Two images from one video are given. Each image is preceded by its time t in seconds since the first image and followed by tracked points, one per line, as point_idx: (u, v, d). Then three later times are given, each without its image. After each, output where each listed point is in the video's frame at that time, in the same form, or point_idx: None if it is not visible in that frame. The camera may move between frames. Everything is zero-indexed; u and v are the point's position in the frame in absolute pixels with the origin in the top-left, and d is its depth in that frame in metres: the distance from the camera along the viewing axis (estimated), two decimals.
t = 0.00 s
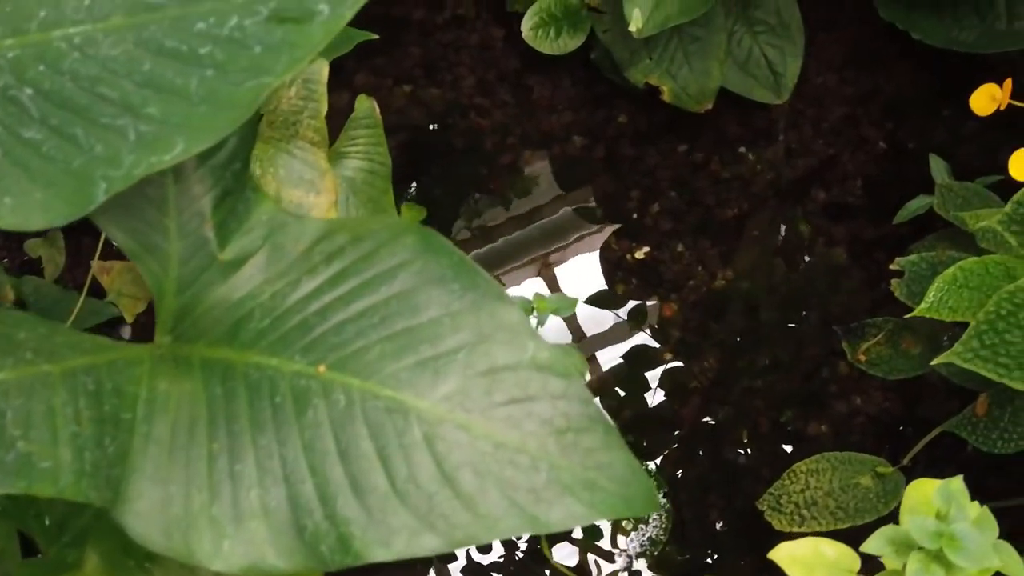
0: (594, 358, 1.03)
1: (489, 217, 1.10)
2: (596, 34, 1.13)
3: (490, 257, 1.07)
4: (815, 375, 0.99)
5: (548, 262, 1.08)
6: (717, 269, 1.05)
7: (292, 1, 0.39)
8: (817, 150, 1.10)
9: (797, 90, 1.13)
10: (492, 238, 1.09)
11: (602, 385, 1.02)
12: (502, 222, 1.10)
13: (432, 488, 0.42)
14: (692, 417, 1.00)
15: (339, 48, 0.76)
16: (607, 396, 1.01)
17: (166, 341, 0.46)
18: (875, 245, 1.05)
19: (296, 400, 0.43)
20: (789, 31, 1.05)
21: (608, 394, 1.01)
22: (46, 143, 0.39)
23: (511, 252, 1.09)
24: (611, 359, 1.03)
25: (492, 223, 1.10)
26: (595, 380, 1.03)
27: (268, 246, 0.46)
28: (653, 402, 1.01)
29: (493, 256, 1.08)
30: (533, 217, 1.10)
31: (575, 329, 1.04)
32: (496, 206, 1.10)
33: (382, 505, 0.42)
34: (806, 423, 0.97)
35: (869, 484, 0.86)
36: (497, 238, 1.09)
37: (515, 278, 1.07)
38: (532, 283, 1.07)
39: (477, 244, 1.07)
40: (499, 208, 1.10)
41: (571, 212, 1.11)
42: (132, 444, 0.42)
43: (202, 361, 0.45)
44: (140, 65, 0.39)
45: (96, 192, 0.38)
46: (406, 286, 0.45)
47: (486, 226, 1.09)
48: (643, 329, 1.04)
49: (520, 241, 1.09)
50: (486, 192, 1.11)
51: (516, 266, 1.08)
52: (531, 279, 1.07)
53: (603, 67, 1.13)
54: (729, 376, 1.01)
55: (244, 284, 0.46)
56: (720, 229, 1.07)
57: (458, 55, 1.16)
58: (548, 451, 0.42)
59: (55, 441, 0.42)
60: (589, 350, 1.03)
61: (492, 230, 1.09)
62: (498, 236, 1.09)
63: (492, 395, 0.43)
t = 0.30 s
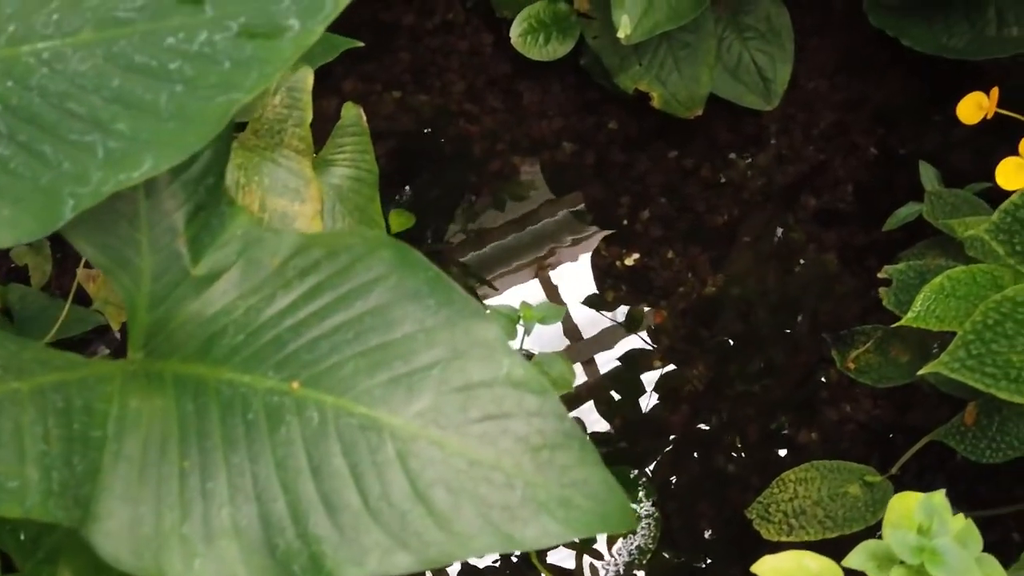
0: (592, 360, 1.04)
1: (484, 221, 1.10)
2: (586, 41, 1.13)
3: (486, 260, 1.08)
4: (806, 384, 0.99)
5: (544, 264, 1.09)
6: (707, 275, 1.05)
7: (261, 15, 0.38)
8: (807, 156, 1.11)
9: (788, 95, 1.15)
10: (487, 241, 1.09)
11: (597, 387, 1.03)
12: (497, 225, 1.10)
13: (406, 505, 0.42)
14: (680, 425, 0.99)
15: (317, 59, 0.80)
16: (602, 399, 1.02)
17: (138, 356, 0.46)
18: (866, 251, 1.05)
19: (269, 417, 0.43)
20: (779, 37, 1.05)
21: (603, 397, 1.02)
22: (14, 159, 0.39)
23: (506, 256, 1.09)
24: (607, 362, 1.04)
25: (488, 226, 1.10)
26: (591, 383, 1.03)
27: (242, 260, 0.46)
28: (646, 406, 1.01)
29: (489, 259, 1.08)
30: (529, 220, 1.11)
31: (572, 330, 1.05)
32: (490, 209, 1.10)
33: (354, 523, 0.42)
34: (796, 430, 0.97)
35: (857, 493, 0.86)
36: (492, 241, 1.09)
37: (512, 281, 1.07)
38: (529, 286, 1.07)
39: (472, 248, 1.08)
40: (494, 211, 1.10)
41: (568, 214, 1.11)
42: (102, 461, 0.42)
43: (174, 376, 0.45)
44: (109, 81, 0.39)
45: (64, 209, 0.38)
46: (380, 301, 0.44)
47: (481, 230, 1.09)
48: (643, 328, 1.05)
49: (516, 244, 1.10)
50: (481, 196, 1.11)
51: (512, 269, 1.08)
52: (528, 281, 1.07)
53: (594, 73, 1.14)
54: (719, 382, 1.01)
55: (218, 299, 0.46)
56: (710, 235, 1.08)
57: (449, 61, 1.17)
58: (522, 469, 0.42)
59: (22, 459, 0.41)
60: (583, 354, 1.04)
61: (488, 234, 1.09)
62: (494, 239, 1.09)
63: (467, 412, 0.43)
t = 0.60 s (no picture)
0: (588, 362, 1.03)
1: (478, 224, 1.09)
2: (574, 48, 1.13)
3: (481, 264, 1.07)
4: (795, 391, 0.99)
5: (543, 265, 1.08)
6: (697, 281, 1.05)
7: (229, 31, 0.38)
8: (797, 163, 1.11)
9: (778, 101, 1.15)
10: (483, 244, 1.09)
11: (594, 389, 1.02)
12: (492, 228, 1.10)
13: (379, 524, 0.41)
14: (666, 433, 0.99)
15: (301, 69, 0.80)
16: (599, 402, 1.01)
17: (111, 373, 0.45)
18: (856, 257, 1.05)
19: (241, 434, 0.43)
20: (768, 42, 1.04)
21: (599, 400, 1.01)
22: None
23: (501, 259, 1.09)
24: (603, 364, 1.03)
25: (482, 230, 1.09)
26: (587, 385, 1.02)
27: (215, 276, 0.45)
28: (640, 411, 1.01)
29: (484, 263, 1.08)
30: (523, 224, 1.10)
31: (568, 333, 1.05)
32: (484, 213, 1.10)
33: (327, 543, 0.41)
34: (787, 438, 0.96)
35: (845, 502, 0.86)
36: (486, 244, 1.09)
37: (508, 284, 1.07)
38: (526, 287, 1.07)
39: (466, 251, 1.08)
40: (489, 213, 1.10)
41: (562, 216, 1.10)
42: (72, 480, 0.42)
43: (147, 394, 0.45)
44: (77, 97, 0.39)
45: (29, 228, 0.37)
46: (354, 318, 0.44)
47: (476, 233, 1.09)
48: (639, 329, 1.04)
49: (511, 247, 1.09)
50: (474, 201, 1.11)
51: (508, 271, 1.08)
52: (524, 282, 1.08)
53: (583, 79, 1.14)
54: (708, 389, 1.00)
55: (192, 315, 0.45)
56: (699, 242, 1.07)
57: (438, 67, 1.17)
58: (496, 487, 0.42)
59: None
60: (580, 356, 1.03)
61: (482, 237, 1.09)
62: (489, 241, 1.09)
63: (441, 430, 0.43)
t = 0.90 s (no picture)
0: (585, 365, 1.04)
1: (474, 227, 1.10)
2: (563, 54, 1.13)
3: (477, 266, 1.09)
4: (785, 399, 0.99)
5: (539, 266, 1.09)
6: (686, 289, 1.05)
7: (198, 49, 0.38)
8: (788, 170, 1.11)
9: (769, 107, 1.14)
10: (478, 247, 1.09)
11: (590, 393, 1.02)
12: (488, 231, 1.10)
13: (352, 544, 0.41)
14: (654, 442, 0.98)
15: (284, 76, 0.81)
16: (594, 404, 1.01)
17: (84, 390, 0.45)
18: (846, 265, 1.05)
19: (213, 453, 0.42)
20: (757, 49, 1.04)
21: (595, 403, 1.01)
22: None
23: (498, 261, 1.10)
24: (600, 367, 1.03)
25: (477, 232, 1.10)
26: (583, 388, 1.03)
27: (190, 291, 0.45)
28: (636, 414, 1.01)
29: (479, 265, 1.09)
30: (519, 225, 1.10)
31: (565, 336, 1.05)
32: (480, 216, 1.11)
33: (299, 562, 0.41)
34: (776, 446, 0.96)
35: (834, 510, 0.85)
36: (482, 246, 1.09)
37: (504, 286, 1.08)
38: (524, 289, 1.08)
39: (462, 253, 1.09)
40: (484, 217, 1.11)
41: (557, 217, 1.11)
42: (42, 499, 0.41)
43: (119, 411, 0.44)
44: (44, 115, 0.39)
45: None
46: (329, 334, 0.44)
47: (472, 236, 1.10)
48: (636, 333, 1.04)
49: (508, 248, 1.10)
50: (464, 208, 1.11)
51: (505, 273, 1.09)
52: (522, 284, 1.08)
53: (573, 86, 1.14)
54: (697, 397, 1.00)
55: (166, 331, 0.45)
56: (689, 249, 1.07)
57: (427, 73, 1.16)
58: (470, 505, 0.41)
59: None
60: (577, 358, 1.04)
61: (478, 240, 1.10)
62: (485, 244, 1.10)
63: (414, 448, 0.42)
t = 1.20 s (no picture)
0: (581, 368, 1.03)
1: (468, 231, 1.10)
2: (553, 61, 1.13)
3: (471, 269, 1.09)
4: (775, 405, 0.98)
5: (535, 269, 1.09)
6: (677, 296, 1.05)
7: (169, 65, 0.38)
8: (779, 177, 1.11)
9: (760, 114, 1.14)
10: (472, 251, 1.10)
11: (585, 397, 1.02)
12: (482, 235, 1.10)
13: (327, 563, 0.40)
14: (644, 451, 0.98)
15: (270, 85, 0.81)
16: (589, 408, 1.01)
17: (58, 407, 0.45)
18: (838, 271, 1.05)
19: (188, 470, 0.42)
20: (748, 56, 1.04)
21: (590, 406, 1.01)
22: None
23: (493, 264, 1.10)
24: (596, 370, 1.03)
25: (471, 236, 1.10)
26: (578, 391, 1.02)
27: (166, 306, 0.45)
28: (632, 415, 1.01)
29: (473, 269, 1.09)
30: (513, 229, 1.11)
31: (561, 339, 1.05)
32: (474, 219, 1.11)
33: None
34: (766, 454, 0.96)
35: (822, 520, 0.85)
36: (476, 250, 1.10)
37: (499, 289, 1.09)
38: (520, 292, 1.08)
39: (456, 257, 1.09)
40: (477, 221, 1.11)
41: (551, 222, 1.11)
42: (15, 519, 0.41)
43: (93, 429, 0.44)
44: (15, 131, 0.38)
45: None
46: (305, 351, 0.43)
47: (466, 240, 1.10)
48: (630, 337, 1.04)
49: (503, 252, 1.10)
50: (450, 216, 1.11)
51: (500, 276, 1.09)
52: (518, 286, 1.08)
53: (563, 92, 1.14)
54: (687, 404, 1.00)
55: (141, 346, 0.45)
56: (680, 256, 1.07)
57: (417, 79, 1.16)
58: (447, 523, 0.41)
59: None
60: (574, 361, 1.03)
61: (472, 244, 1.10)
62: (479, 248, 1.10)
63: (391, 465, 0.42)
